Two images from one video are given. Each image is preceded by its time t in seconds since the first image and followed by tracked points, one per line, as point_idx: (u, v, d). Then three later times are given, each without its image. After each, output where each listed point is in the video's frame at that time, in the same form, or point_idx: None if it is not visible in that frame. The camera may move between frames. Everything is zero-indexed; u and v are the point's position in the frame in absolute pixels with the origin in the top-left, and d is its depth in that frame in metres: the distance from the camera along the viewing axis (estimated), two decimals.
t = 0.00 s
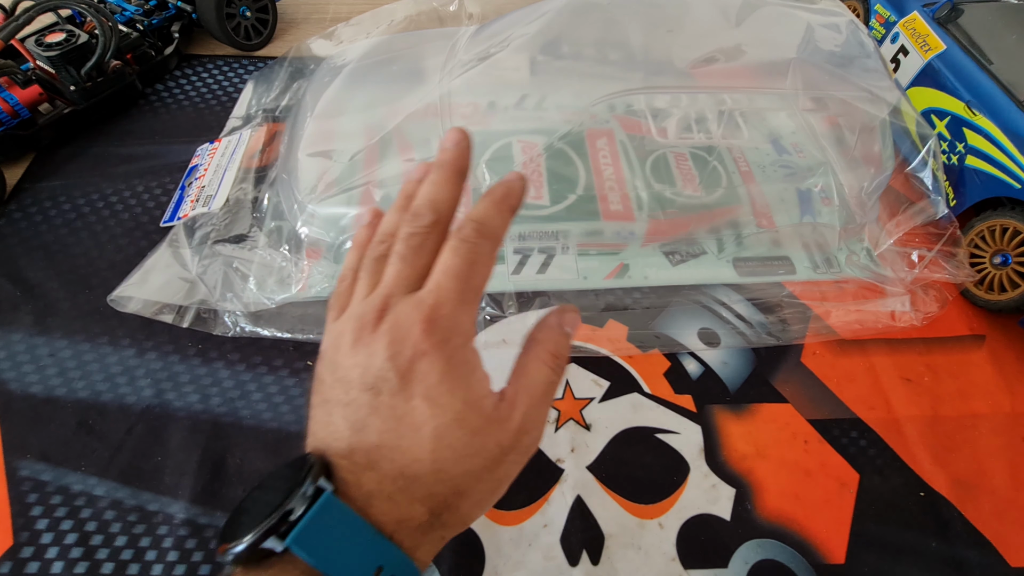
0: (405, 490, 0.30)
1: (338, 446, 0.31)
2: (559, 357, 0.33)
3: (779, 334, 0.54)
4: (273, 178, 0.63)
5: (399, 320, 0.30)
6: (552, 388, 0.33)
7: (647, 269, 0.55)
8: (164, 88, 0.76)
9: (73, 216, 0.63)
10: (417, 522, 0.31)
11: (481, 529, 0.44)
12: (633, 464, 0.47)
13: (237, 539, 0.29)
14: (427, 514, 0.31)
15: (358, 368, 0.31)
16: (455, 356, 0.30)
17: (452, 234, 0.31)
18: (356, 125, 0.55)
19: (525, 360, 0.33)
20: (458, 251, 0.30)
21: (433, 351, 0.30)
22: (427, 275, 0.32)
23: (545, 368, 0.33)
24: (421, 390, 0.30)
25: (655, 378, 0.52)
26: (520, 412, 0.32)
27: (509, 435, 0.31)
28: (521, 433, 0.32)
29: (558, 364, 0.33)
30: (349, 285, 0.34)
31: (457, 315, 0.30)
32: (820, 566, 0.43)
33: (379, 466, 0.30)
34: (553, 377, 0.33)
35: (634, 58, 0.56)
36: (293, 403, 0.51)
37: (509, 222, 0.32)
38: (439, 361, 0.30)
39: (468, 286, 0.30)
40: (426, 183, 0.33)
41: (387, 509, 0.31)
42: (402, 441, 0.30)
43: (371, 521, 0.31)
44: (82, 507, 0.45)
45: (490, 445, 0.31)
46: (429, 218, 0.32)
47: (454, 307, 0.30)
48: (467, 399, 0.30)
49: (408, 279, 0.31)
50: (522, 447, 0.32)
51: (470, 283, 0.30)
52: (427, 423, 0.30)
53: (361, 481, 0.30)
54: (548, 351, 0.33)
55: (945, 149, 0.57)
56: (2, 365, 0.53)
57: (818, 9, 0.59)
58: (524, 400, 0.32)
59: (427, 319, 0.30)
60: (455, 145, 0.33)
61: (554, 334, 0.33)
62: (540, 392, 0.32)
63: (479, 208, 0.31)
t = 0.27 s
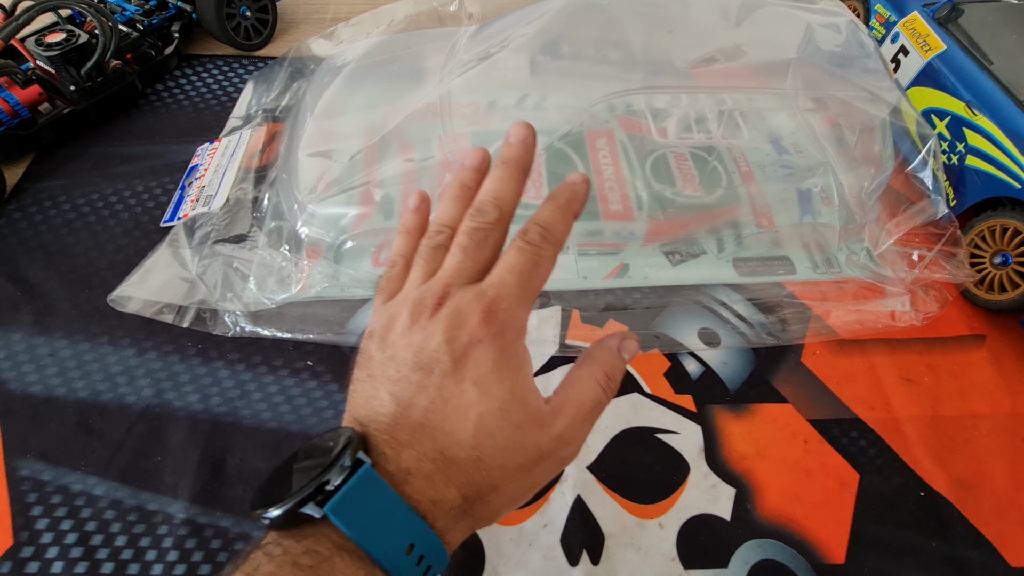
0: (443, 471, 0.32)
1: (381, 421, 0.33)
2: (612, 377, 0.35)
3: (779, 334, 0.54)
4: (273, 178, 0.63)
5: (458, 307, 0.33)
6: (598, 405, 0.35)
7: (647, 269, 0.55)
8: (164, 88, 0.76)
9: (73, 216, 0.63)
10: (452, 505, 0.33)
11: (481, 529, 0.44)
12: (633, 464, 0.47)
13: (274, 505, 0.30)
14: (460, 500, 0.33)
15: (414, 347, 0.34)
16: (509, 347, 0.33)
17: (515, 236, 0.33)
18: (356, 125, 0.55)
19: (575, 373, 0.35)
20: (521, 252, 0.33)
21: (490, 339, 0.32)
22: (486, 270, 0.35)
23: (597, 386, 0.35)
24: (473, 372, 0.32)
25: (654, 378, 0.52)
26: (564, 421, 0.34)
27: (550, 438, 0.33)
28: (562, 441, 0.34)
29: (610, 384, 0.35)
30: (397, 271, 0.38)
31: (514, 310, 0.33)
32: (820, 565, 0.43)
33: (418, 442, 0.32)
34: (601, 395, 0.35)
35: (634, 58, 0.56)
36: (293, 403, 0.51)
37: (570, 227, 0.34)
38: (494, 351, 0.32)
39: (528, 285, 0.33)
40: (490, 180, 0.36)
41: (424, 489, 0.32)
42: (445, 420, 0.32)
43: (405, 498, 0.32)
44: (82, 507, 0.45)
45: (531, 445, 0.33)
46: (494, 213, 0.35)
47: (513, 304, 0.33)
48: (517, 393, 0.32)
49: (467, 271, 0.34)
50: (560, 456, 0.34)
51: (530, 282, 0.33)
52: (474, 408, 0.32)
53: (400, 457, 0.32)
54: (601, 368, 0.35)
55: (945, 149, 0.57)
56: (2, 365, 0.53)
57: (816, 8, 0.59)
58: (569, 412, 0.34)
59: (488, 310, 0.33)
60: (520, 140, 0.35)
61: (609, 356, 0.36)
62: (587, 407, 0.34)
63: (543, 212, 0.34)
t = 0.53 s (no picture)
0: (412, 483, 0.32)
1: (347, 438, 0.33)
2: (584, 369, 0.35)
3: (779, 334, 0.54)
4: (273, 178, 0.63)
5: (420, 311, 0.32)
6: (572, 399, 0.34)
7: (647, 269, 0.55)
8: (164, 88, 0.76)
9: (73, 216, 0.63)
10: (423, 518, 0.33)
11: (481, 529, 0.44)
12: (633, 464, 0.47)
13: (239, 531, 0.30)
14: (431, 511, 0.33)
15: (375, 355, 0.33)
16: (475, 347, 0.32)
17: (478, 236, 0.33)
18: (356, 125, 0.55)
19: (547, 368, 0.35)
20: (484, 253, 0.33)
21: (452, 341, 0.32)
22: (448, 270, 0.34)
23: (570, 379, 0.34)
24: (435, 377, 0.32)
25: (655, 378, 0.52)
26: (535, 420, 0.33)
27: (521, 440, 0.33)
28: (534, 440, 0.33)
29: (583, 376, 0.34)
30: (359, 277, 0.37)
31: (479, 308, 0.32)
32: (820, 566, 0.43)
33: (384, 456, 0.32)
34: (573, 389, 0.34)
35: (635, 58, 0.56)
36: (293, 403, 0.51)
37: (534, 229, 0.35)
38: (457, 351, 0.32)
39: (493, 283, 0.32)
40: (444, 177, 0.35)
41: (393, 504, 0.32)
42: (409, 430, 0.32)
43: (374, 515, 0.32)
44: (82, 507, 0.45)
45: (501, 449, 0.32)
46: (450, 210, 0.35)
47: (477, 303, 0.32)
48: (483, 396, 0.32)
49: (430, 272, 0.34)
50: (534, 456, 0.34)
51: (494, 282, 0.33)
52: (438, 415, 0.31)
53: (367, 472, 0.33)
54: (571, 361, 0.34)
55: (945, 149, 0.57)
56: (2, 365, 0.53)
57: (816, 8, 0.58)
58: (541, 410, 0.33)
59: (450, 310, 0.32)
60: (473, 134, 0.35)
61: (581, 345, 0.35)
62: (558, 402, 0.34)
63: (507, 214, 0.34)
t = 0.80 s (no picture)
0: (407, 521, 0.30)
1: (340, 476, 0.31)
2: (587, 377, 0.32)
3: (779, 334, 0.54)
4: (273, 178, 0.63)
5: (401, 330, 0.30)
6: (576, 412, 0.32)
7: (647, 269, 0.56)
8: (164, 88, 0.76)
9: (73, 216, 0.63)
10: (421, 553, 0.31)
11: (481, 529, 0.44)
12: (633, 464, 0.47)
13: None
14: (430, 547, 0.31)
15: (359, 381, 0.31)
16: (461, 368, 0.30)
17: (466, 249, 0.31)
18: (356, 124, 0.55)
19: (547, 380, 0.32)
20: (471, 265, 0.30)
21: (436, 362, 0.29)
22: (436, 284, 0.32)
23: (569, 389, 0.31)
24: (421, 406, 0.29)
25: (655, 378, 0.52)
26: (535, 442, 0.31)
27: (520, 465, 0.30)
28: (534, 462, 0.31)
29: (585, 385, 0.32)
30: (348, 297, 0.35)
31: (466, 325, 0.30)
32: (820, 566, 0.43)
33: (378, 493, 0.30)
34: (577, 401, 0.32)
35: (635, 58, 0.56)
36: (293, 403, 0.51)
37: (529, 241, 0.33)
38: (443, 373, 0.29)
39: (482, 297, 0.30)
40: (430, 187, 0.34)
41: (392, 546, 0.31)
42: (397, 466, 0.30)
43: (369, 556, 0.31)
44: (82, 507, 0.45)
45: (498, 477, 0.30)
46: (434, 219, 0.33)
47: (461, 322, 0.30)
48: (474, 423, 0.29)
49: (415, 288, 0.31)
50: (537, 479, 0.31)
51: (482, 296, 0.30)
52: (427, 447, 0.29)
53: (362, 511, 0.31)
54: (572, 370, 0.32)
55: (945, 149, 0.57)
56: (2, 365, 0.53)
57: (816, 8, 0.59)
58: (541, 429, 0.31)
59: (433, 328, 0.29)
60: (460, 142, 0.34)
61: (582, 352, 0.32)
62: (560, 420, 0.31)
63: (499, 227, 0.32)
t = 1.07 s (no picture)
0: (331, 464, 0.28)
1: (251, 421, 0.29)
2: (548, 294, 0.31)
3: (779, 333, 0.54)
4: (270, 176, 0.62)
5: (312, 242, 0.29)
6: (536, 335, 0.31)
7: (647, 269, 0.55)
8: (164, 88, 0.76)
9: (73, 216, 0.63)
10: (351, 504, 0.29)
11: (481, 529, 0.44)
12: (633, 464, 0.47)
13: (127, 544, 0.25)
14: (359, 491, 0.29)
15: (269, 304, 0.30)
16: (386, 283, 0.28)
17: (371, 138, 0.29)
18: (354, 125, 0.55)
19: (499, 297, 0.31)
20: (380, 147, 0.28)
21: (352, 274, 0.28)
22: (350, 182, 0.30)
23: (527, 308, 0.31)
24: (342, 326, 0.28)
25: (655, 378, 0.52)
26: (479, 371, 0.30)
27: (461, 395, 0.30)
28: (481, 398, 0.30)
29: (547, 304, 0.31)
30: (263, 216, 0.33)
31: (388, 231, 0.28)
32: (820, 566, 0.43)
33: (296, 437, 0.28)
34: (538, 321, 0.31)
35: (635, 58, 0.55)
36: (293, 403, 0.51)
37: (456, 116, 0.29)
38: (362, 289, 0.28)
39: (402, 193, 0.28)
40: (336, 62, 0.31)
41: (309, 492, 0.28)
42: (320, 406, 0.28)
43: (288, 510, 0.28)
44: (82, 507, 0.45)
45: (435, 411, 0.29)
46: (344, 104, 0.31)
47: (377, 227, 0.28)
48: (404, 353, 0.29)
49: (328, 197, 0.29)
50: (488, 416, 0.31)
51: (403, 191, 0.28)
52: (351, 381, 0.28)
53: (275, 458, 0.28)
54: (532, 286, 0.31)
55: (945, 149, 0.57)
56: (2, 365, 0.53)
57: (816, 7, 0.57)
58: (495, 359, 0.30)
59: (345, 237, 0.28)
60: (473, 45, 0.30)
61: (541, 266, 0.31)
62: (512, 342, 0.30)
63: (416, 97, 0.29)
